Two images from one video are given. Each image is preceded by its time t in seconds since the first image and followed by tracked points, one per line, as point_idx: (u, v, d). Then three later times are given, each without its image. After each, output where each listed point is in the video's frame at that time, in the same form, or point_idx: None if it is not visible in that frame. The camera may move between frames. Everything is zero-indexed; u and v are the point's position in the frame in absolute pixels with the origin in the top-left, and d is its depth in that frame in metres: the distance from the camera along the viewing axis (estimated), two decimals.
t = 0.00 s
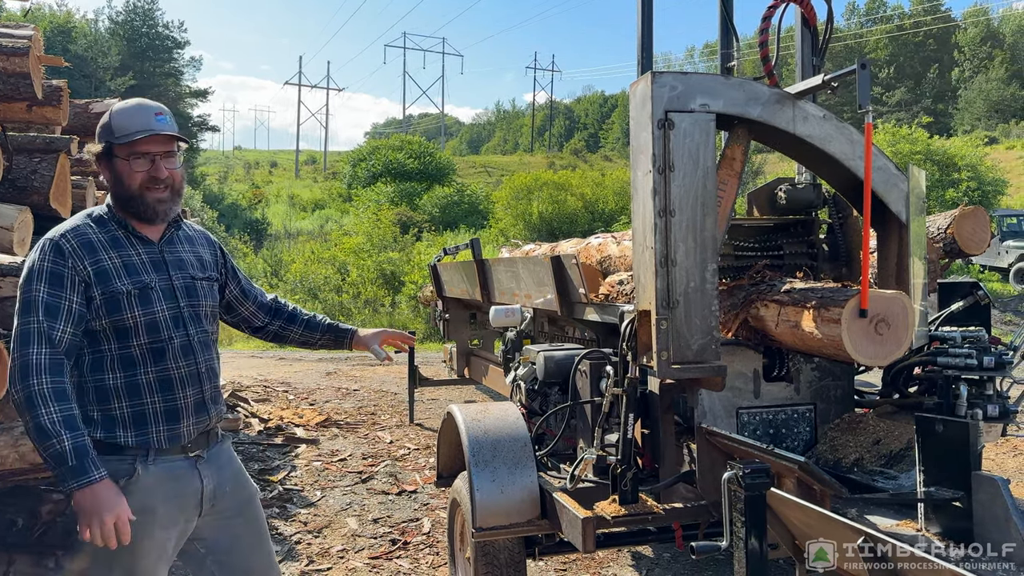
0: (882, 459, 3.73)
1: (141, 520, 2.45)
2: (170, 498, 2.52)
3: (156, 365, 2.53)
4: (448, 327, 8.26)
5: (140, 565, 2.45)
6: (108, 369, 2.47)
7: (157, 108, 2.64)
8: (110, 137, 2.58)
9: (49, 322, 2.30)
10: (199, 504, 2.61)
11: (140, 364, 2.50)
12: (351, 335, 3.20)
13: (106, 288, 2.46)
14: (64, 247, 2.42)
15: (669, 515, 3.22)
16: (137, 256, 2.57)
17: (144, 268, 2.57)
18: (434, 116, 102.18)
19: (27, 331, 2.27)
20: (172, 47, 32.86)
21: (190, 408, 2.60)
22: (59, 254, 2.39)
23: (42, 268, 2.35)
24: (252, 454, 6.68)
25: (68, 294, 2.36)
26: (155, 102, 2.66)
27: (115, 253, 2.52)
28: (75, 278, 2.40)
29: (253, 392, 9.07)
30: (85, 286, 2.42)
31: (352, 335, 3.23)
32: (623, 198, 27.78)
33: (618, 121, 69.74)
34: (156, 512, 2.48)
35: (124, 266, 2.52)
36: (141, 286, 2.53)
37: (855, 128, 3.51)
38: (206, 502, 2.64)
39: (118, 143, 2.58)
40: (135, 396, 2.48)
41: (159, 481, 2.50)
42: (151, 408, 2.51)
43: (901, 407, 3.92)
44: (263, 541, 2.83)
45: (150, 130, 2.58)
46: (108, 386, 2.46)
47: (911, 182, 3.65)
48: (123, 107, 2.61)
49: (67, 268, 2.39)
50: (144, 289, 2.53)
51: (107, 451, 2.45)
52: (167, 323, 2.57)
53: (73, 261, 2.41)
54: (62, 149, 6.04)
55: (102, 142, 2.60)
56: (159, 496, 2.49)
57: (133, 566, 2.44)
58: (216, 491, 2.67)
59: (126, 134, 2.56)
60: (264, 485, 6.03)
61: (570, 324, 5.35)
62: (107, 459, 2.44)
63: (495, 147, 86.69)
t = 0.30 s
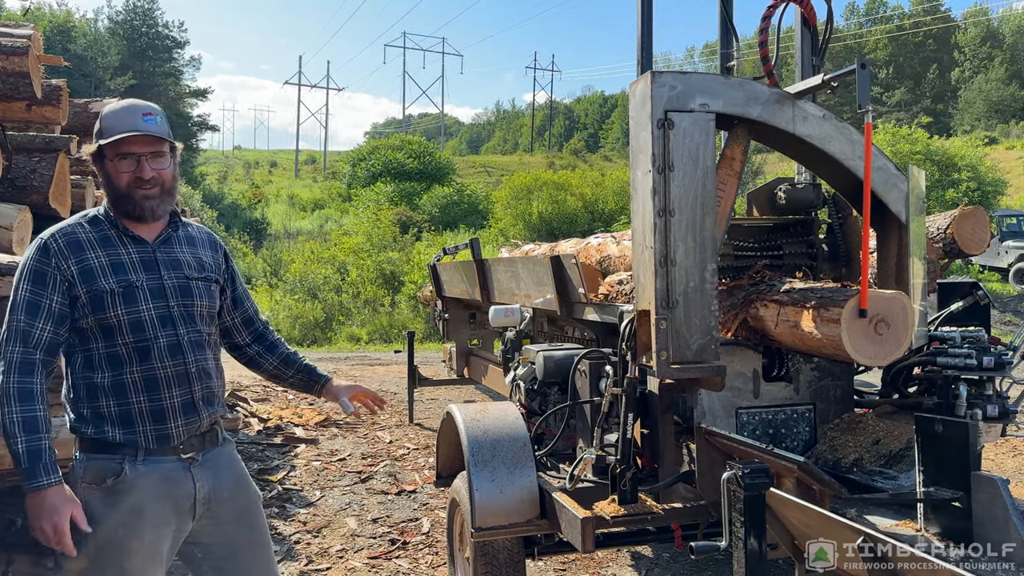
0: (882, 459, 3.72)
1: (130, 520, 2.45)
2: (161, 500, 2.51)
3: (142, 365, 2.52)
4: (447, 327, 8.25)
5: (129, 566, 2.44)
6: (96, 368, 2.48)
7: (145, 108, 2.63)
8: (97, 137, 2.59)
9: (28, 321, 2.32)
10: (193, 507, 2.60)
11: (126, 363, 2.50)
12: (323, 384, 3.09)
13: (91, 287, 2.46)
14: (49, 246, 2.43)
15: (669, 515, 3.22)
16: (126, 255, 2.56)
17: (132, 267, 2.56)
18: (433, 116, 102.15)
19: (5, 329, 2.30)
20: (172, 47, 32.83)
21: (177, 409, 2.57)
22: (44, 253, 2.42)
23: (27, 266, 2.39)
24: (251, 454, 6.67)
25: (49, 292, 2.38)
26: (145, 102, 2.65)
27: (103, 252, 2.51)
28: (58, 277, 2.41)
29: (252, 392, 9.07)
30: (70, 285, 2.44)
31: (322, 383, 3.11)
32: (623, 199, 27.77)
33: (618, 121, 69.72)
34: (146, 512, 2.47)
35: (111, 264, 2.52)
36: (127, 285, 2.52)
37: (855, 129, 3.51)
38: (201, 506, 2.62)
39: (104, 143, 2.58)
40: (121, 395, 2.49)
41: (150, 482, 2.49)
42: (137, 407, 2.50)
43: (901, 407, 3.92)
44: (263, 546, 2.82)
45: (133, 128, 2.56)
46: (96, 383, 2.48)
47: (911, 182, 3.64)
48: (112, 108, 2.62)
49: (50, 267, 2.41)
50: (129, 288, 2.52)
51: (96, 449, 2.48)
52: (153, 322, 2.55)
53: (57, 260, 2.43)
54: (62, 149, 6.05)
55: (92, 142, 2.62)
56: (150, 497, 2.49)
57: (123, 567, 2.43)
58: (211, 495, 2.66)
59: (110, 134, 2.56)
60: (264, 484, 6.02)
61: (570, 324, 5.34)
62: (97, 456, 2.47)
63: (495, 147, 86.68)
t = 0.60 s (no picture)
0: (882, 459, 3.72)
1: (130, 519, 2.44)
2: (162, 498, 2.51)
3: (143, 362, 2.52)
4: (447, 326, 8.25)
5: (129, 565, 2.44)
6: (98, 366, 2.48)
7: (174, 116, 2.66)
8: (128, 135, 2.56)
9: (29, 321, 2.31)
10: (193, 505, 2.60)
11: (127, 361, 2.50)
12: (338, 350, 3.07)
13: (91, 286, 2.46)
14: (49, 246, 2.43)
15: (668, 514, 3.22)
16: (127, 253, 2.56)
17: (132, 265, 2.56)
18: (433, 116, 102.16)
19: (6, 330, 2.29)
20: (172, 46, 32.80)
21: (178, 406, 2.58)
22: (43, 253, 2.41)
23: (27, 266, 2.38)
24: (251, 453, 6.67)
25: (50, 292, 2.37)
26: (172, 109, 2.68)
27: (103, 251, 2.52)
28: (58, 276, 2.41)
29: (252, 391, 9.07)
30: (70, 284, 2.43)
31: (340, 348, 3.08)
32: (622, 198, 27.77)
33: (619, 121, 69.71)
34: (146, 511, 2.47)
35: (112, 263, 2.52)
36: (127, 283, 2.52)
37: (855, 128, 3.50)
38: (201, 504, 2.62)
39: (137, 143, 2.56)
40: (122, 393, 2.48)
41: (151, 480, 2.49)
42: (138, 405, 2.50)
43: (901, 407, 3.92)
44: (262, 544, 2.82)
45: (172, 136, 2.60)
46: (97, 382, 2.47)
47: (911, 182, 3.64)
48: (141, 108, 2.60)
49: (50, 267, 2.40)
50: (130, 286, 2.52)
51: (96, 447, 2.47)
52: (153, 319, 2.55)
53: (57, 260, 2.42)
54: (62, 147, 6.04)
55: (115, 138, 2.56)
56: (151, 496, 2.48)
57: (122, 566, 2.43)
58: (211, 493, 2.66)
59: (147, 136, 2.56)
60: (264, 484, 6.02)
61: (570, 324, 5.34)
62: (97, 455, 2.46)
63: (495, 147, 86.67)
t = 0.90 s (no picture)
0: (881, 459, 3.75)
1: (133, 516, 2.44)
2: (165, 495, 2.51)
3: (152, 360, 2.53)
4: (447, 325, 8.26)
5: (131, 562, 2.43)
6: (104, 364, 2.47)
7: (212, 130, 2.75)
8: (173, 140, 2.60)
9: (42, 316, 2.29)
10: (193, 502, 2.60)
11: (135, 358, 2.50)
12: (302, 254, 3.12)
13: (103, 283, 2.46)
14: (61, 241, 2.41)
15: (668, 513, 3.22)
16: (136, 251, 2.57)
17: (142, 263, 2.57)
18: (433, 115, 102.12)
19: (19, 324, 2.26)
20: (172, 45, 32.77)
21: (184, 404, 2.59)
22: (55, 248, 2.39)
23: (39, 260, 2.35)
24: (251, 452, 6.66)
25: (63, 287, 2.36)
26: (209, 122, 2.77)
27: (114, 248, 2.52)
28: (71, 272, 2.40)
29: (251, 390, 9.06)
30: (82, 280, 2.42)
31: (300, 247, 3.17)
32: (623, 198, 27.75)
33: (619, 121, 69.68)
34: (149, 507, 2.47)
35: (123, 261, 2.52)
36: (139, 281, 2.53)
37: (855, 128, 3.51)
38: (201, 500, 2.62)
39: (181, 149, 2.62)
40: (129, 390, 2.48)
41: (154, 477, 2.49)
42: (145, 403, 2.50)
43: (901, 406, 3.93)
44: (261, 541, 2.81)
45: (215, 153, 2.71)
46: (103, 380, 2.46)
47: (911, 182, 3.64)
48: (185, 117, 2.67)
49: (63, 262, 2.38)
50: (141, 285, 2.53)
51: (98, 445, 2.46)
52: (163, 318, 2.57)
53: (69, 255, 2.41)
54: (62, 146, 6.04)
55: (158, 139, 2.59)
56: (153, 493, 2.48)
57: (124, 564, 2.42)
58: (211, 489, 2.66)
59: (192, 145, 2.63)
60: (264, 482, 6.02)
61: (570, 323, 5.34)
62: (100, 453, 2.45)
63: (495, 147, 86.65)
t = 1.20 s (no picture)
0: (882, 458, 3.74)
1: (135, 513, 2.44)
2: (165, 492, 2.51)
3: (152, 358, 2.53)
4: (448, 324, 8.26)
5: (133, 560, 2.43)
6: (104, 362, 2.47)
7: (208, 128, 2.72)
8: (167, 139, 2.59)
9: (42, 314, 2.29)
10: (193, 499, 2.60)
11: (135, 356, 2.50)
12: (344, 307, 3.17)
13: (103, 280, 2.46)
14: (60, 238, 2.41)
15: (668, 512, 3.21)
16: (135, 249, 2.57)
17: (142, 261, 2.57)
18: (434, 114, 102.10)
19: (20, 321, 2.26)
20: (173, 44, 32.76)
21: (185, 402, 2.59)
22: (55, 245, 2.39)
23: (39, 258, 2.36)
24: (251, 450, 6.66)
25: (62, 285, 2.36)
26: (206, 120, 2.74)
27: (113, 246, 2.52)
28: (70, 270, 2.40)
29: (252, 388, 9.07)
30: (81, 277, 2.42)
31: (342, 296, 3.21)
32: (623, 197, 27.74)
33: (619, 120, 69.69)
34: (151, 505, 2.46)
35: (122, 258, 2.52)
36: (138, 279, 2.53)
37: (857, 127, 3.51)
38: (200, 497, 2.62)
39: (175, 148, 2.60)
40: (130, 388, 2.48)
41: (155, 475, 2.49)
42: (146, 400, 2.50)
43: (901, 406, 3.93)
44: (260, 538, 2.82)
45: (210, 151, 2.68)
46: (103, 378, 2.46)
47: (914, 181, 3.62)
48: (181, 114, 2.64)
49: (62, 259, 2.39)
50: (141, 283, 2.53)
51: (99, 443, 2.45)
52: (162, 315, 2.57)
53: (68, 252, 2.41)
54: (63, 144, 6.04)
55: (152, 138, 2.58)
56: (154, 490, 2.48)
57: (125, 562, 2.42)
58: (211, 487, 2.66)
59: (186, 144, 2.61)
60: (264, 481, 6.02)
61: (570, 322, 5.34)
62: (101, 451, 2.45)
63: (495, 146, 86.62)
